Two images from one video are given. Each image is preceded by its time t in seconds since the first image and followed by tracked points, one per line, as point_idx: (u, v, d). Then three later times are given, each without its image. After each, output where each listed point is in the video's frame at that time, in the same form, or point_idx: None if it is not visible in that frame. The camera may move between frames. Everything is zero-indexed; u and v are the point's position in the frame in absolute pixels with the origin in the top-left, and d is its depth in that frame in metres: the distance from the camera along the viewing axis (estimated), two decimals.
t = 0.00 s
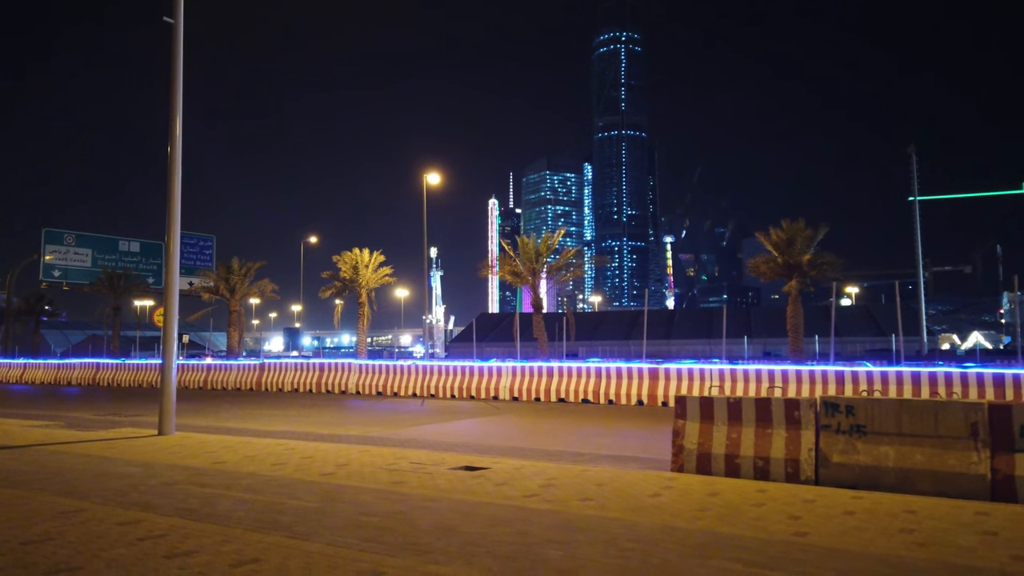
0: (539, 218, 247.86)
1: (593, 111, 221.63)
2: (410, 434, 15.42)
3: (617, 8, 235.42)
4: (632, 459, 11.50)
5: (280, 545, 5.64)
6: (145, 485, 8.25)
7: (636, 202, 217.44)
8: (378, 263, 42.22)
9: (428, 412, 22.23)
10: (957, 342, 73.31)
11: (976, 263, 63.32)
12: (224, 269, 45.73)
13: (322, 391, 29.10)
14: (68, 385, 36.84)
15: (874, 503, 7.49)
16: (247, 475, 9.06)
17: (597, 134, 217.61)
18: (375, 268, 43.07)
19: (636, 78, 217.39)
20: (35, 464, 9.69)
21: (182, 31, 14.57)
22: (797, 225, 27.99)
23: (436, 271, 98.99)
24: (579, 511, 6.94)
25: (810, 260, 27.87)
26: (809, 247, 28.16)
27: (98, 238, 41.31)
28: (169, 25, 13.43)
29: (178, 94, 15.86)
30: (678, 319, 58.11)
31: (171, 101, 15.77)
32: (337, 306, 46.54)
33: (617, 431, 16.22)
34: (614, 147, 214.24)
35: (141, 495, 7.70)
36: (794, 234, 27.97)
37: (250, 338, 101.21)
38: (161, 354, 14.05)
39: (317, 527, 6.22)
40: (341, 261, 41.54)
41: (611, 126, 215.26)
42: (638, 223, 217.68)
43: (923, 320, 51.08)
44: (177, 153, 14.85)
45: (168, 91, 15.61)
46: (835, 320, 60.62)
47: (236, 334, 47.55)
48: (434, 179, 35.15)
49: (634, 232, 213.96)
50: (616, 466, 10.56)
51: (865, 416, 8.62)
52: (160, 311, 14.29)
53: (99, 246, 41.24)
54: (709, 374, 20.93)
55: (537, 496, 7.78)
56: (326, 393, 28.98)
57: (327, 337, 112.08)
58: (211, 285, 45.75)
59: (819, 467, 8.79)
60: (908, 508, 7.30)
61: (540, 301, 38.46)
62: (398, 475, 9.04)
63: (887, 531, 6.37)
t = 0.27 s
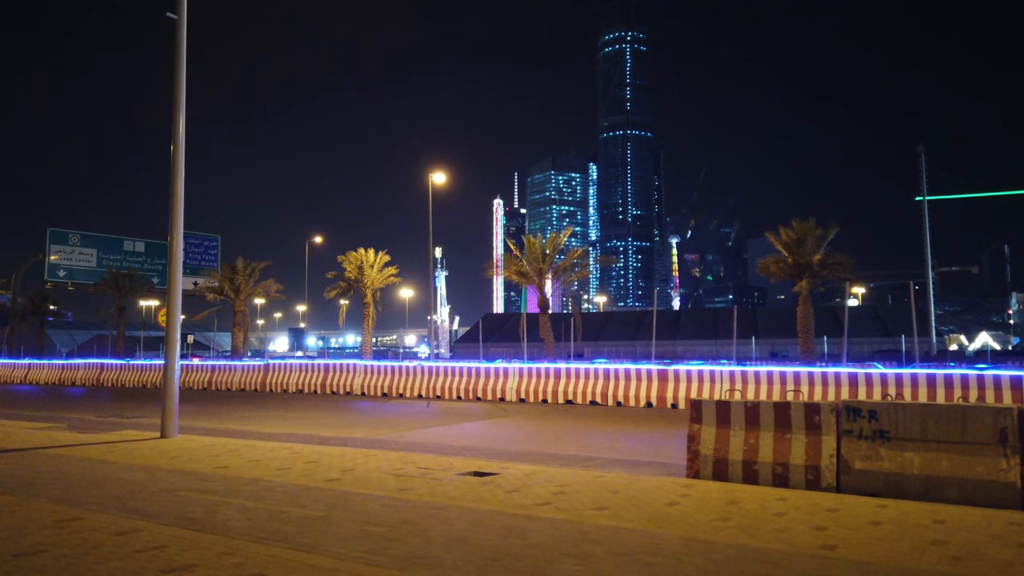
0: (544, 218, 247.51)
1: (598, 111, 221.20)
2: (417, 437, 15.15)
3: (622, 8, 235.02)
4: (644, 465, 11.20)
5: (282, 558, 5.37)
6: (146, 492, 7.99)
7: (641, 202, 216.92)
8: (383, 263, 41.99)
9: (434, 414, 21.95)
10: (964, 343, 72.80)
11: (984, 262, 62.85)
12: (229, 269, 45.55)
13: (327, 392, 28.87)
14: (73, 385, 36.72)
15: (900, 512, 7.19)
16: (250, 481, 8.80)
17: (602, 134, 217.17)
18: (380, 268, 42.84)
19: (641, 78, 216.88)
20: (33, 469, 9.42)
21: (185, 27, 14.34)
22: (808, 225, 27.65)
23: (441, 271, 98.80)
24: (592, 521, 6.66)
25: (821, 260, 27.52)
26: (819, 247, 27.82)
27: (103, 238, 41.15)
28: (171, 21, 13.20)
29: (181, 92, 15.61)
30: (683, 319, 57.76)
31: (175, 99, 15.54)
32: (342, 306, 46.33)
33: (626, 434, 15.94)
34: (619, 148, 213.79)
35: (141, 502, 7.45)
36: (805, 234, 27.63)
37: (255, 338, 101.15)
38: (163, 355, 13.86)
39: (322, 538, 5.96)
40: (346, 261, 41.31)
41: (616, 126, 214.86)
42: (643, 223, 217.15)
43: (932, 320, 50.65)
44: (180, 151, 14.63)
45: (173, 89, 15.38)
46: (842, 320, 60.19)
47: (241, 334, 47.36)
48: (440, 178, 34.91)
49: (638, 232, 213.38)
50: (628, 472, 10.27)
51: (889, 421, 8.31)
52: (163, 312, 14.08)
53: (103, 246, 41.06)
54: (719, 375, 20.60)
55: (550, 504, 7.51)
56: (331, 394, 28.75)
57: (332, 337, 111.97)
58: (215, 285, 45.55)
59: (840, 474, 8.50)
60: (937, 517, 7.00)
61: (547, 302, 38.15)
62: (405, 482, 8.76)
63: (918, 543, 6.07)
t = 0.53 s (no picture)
0: (545, 218, 247.22)
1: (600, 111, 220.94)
2: (419, 438, 14.90)
3: (624, 8, 234.75)
4: (652, 466, 10.94)
5: (280, 565, 5.14)
6: (142, 494, 7.77)
7: (642, 202, 216.60)
8: (385, 262, 41.77)
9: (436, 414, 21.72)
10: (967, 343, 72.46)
11: (986, 262, 62.53)
12: (230, 268, 45.37)
13: (329, 391, 28.64)
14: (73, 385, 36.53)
15: (921, 516, 6.93)
16: (249, 482, 8.57)
17: (603, 134, 216.88)
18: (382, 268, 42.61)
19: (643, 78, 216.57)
20: (27, 469, 9.21)
21: (183, 21, 14.13)
22: (814, 223, 27.37)
23: (442, 271, 98.54)
24: (603, 525, 6.42)
25: (827, 258, 27.24)
26: (825, 245, 27.55)
27: (104, 238, 40.96)
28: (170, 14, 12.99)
29: (180, 88, 15.42)
30: (685, 319, 57.48)
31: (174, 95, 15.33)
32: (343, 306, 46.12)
33: (631, 434, 15.68)
34: (620, 148, 213.50)
35: (136, 505, 7.22)
36: (811, 232, 27.34)
37: (256, 338, 100.94)
38: (162, 354, 13.66)
39: (322, 543, 5.72)
40: (348, 260, 41.09)
41: (617, 126, 214.59)
42: (644, 224, 216.82)
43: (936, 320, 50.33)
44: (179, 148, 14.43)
45: (171, 86, 15.17)
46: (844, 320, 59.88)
47: (242, 334, 47.15)
48: (442, 177, 34.70)
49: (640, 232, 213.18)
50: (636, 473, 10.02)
51: (907, 421, 8.05)
52: (161, 310, 13.87)
53: (104, 245, 40.85)
54: (725, 375, 20.33)
55: (558, 507, 7.26)
56: (332, 393, 28.52)
57: (333, 337, 111.73)
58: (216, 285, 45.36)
59: (856, 475, 8.25)
60: (961, 521, 6.74)
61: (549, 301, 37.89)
62: (408, 483, 8.54)
63: (943, 548, 5.82)
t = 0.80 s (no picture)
0: (548, 218, 246.97)
1: (602, 110, 220.71)
2: (424, 439, 14.64)
3: (625, 8, 234.51)
4: (662, 471, 10.66)
5: None
6: (138, 501, 7.53)
7: (645, 201, 216.26)
8: (388, 262, 41.53)
9: (440, 414, 21.44)
10: (971, 342, 72.10)
11: (990, 261, 62.11)
12: (233, 268, 45.19)
13: (332, 392, 28.41)
14: (75, 385, 36.33)
15: (947, 525, 6.66)
16: (249, 488, 8.33)
17: (605, 134, 216.67)
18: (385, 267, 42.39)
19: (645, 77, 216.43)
20: (22, 474, 8.99)
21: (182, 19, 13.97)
22: (821, 222, 27.06)
23: (444, 271, 98.37)
24: (616, 535, 6.16)
25: (835, 258, 26.93)
26: (832, 244, 27.25)
27: (107, 238, 40.76)
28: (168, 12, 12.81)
29: (180, 87, 15.22)
30: (687, 319, 57.23)
31: (173, 94, 15.11)
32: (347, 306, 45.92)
33: (638, 436, 15.39)
34: (622, 148, 213.25)
35: (130, 513, 6.96)
36: (818, 231, 26.99)
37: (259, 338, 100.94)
38: (162, 355, 13.45)
39: (323, 555, 5.47)
40: (351, 259, 40.85)
41: (619, 126, 214.36)
42: (646, 223, 216.48)
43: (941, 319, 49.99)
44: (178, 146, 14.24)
45: (171, 84, 14.96)
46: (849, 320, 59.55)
47: (244, 334, 46.94)
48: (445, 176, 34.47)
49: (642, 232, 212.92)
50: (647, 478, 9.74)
51: (929, 425, 7.79)
52: (161, 311, 13.67)
53: (107, 245, 40.65)
54: (732, 375, 20.03)
55: (569, 513, 7.01)
56: (334, 394, 28.28)
57: (337, 337, 111.74)
58: (219, 285, 45.18)
59: (876, 481, 7.99)
60: (990, 530, 6.46)
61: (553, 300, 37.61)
62: (413, 488, 8.28)
63: (976, 560, 5.54)
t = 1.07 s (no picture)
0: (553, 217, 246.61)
1: (607, 110, 220.24)
2: (433, 441, 14.37)
3: (631, 7, 233.97)
4: (679, 474, 10.36)
5: None
6: (141, 506, 7.28)
7: (650, 201, 215.75)
8: (394, 261, 41.31)
9: (448, 415, 21.18)
10: (979, 342, 71.57)
11: (999, 261, 61.56)
12: (239, 267, 45.02)
13: (338, 392, 28.18)
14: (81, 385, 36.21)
15: (987, 533, 6.35)
16: (256, 492, 8.07)
17: (611, 133, 216.21)
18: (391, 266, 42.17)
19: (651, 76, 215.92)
20: (23, 477, 8.74)
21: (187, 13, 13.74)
22: (833, 220, 26.69)
23: (450, 270, 98.22)
24: (640, 544, 5.86)
25: (847, 256, 26.58)
26: (845, 243, 26.87)
27: (113, 237, 40.63)
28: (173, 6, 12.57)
29: (185, 84, 14.98)
30: (694, 319, 56.84)
31: (178, 92, 14.88)
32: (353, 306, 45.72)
33: (650, 438, 15.10)
34: (628, 147, 212.81)
35: (133, 519, 6.70)
36: (830, 229, 26.64)
37: (265, 338, 100.99)
38: (167, 355, 13.23)
39: (335, 566, 5.19)
40: (357, 258, 40.63)
41: (625, 125, 213.93)
42: (652, 223, 215.95)
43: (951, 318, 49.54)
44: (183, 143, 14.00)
45: (175, 82, 14.72)
46: (857, 320, 59.09)
47: (251, 333, 46.76)
48: (452, 175, 34.23)
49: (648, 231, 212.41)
50: (665, 483, 9.44)
51: (963, 428, 7.48)
52: (166, 311, 13.44)
53: (113, 245, 40.52)
54: (745, 376, 19.71)
55: (589, 520, 6.73)
56: (341, 394, 28.05)
57: (342, 336, 111.70)
58: (225, 284, 45.00)
59: (907, 486, 7.67)
60: None
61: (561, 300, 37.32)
62: (425, 493, 7.99)
63: None
